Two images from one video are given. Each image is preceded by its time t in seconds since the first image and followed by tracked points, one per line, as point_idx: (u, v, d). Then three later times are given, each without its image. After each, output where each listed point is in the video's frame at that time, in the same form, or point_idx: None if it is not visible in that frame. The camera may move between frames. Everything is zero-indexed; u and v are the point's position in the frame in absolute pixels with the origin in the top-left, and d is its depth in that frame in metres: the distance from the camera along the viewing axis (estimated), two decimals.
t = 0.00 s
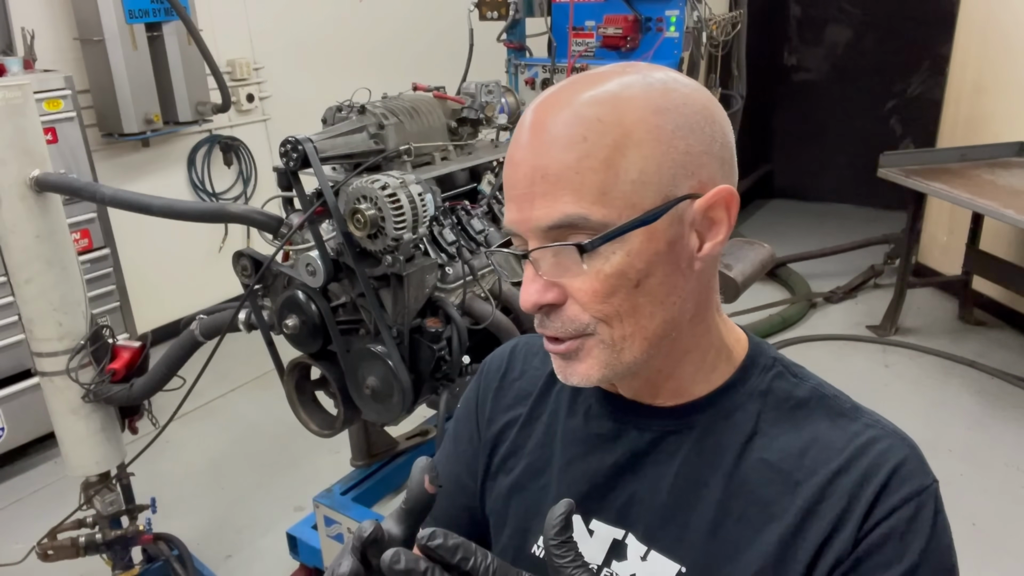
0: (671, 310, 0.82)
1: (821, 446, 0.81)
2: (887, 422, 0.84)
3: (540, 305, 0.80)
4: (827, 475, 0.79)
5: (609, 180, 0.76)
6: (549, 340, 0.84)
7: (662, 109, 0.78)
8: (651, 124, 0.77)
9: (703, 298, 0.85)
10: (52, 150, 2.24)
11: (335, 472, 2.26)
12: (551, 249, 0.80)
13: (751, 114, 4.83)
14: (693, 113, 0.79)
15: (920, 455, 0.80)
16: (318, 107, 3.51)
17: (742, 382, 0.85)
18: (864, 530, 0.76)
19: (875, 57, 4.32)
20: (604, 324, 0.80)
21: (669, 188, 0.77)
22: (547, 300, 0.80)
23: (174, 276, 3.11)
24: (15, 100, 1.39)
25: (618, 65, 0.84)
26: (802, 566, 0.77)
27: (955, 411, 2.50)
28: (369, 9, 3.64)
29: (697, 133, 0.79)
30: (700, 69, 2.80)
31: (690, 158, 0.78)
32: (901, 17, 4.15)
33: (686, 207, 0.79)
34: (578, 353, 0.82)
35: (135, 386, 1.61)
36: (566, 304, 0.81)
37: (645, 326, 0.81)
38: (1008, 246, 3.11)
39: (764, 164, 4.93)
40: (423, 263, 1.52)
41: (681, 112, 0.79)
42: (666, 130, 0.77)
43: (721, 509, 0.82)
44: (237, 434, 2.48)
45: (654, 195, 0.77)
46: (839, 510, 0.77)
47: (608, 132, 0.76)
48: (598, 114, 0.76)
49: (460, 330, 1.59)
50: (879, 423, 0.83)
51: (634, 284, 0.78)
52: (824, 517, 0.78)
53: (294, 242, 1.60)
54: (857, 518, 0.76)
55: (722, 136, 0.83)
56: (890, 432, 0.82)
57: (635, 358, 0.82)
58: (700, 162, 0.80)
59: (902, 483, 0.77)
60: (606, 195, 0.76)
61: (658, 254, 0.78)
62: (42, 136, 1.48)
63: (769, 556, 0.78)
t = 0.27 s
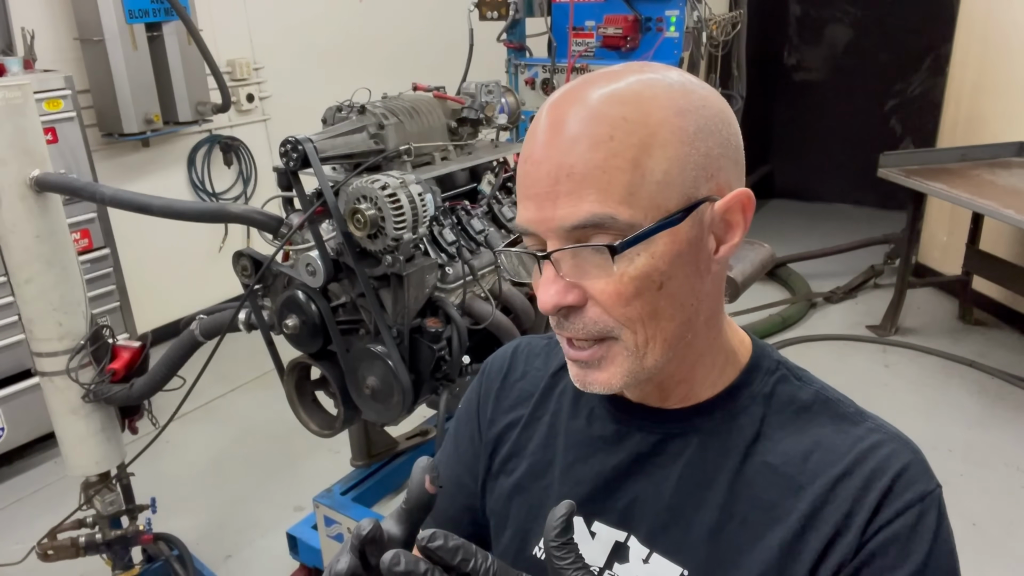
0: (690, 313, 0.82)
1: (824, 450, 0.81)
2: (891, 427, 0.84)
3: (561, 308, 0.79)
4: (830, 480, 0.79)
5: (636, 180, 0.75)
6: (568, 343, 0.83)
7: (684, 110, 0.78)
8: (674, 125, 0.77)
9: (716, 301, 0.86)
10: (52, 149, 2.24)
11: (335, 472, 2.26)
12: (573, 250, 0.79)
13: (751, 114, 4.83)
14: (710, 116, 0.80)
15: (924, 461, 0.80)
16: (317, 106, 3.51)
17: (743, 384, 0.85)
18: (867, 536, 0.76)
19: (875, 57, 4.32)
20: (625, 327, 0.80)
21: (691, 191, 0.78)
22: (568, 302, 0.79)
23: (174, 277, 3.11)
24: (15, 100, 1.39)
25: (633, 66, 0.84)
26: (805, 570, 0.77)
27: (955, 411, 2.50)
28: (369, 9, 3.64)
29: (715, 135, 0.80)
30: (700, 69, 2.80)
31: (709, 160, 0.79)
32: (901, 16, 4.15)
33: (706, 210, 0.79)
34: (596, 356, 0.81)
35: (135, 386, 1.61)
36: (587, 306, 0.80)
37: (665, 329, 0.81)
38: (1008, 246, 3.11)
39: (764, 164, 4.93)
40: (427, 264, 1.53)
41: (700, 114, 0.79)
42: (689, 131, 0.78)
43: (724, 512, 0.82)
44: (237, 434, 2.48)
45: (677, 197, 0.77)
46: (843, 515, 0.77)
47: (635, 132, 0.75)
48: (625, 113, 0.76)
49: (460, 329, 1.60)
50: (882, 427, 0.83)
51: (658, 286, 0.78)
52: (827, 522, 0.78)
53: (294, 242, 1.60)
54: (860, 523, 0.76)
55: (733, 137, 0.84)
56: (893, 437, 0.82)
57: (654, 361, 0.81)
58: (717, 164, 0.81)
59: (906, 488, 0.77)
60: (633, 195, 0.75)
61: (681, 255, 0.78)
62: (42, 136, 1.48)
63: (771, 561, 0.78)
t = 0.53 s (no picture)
0: (718, 298, 0.84)
1: (821, 448, 0.81)
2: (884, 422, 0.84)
3: (611, 274, 0.78)
4: (827, 477, 0.79)
5: (689, 151, 0.79)
6: (605, 319, 0.81)
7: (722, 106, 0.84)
8: (717, 113, 0.82)
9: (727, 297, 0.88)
10: (52, 150, 2.24)
11: (335, 472, 2.26)
12: (625, 216, 0.79)
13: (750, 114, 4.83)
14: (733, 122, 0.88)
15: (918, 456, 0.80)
16: (317, 106, 3.51)
17: (740, 385, 0.85)
18: (865, 532, 0.76)
19: (875, 57, 4.32)
20: (667, 303, 0.79)
21: (726, 177, 0.83)
22: (619, 269, 0.78)
23: (174, 277, 3.11)
24: (15, 100, 1.39)
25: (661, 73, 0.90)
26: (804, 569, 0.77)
27: (955, 411, 2.50)
28: (369, 9, 3.64)
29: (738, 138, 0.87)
30: (700, 69, 2.80)
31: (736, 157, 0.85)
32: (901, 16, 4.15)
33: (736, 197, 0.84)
34: (635, 332, 0.80)
35: (135, 386, 1.61)
36: (633, 277, 0.79)
37: (701, 310, 0.81)
38: (1008, 246, 3.11)
39: (764, 164, 4.93)
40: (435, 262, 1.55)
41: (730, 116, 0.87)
42: (726, 124, 0.84)
43: (722, 514, 0.81)
44: (236, 434, 2.47)
45: (717, 179, 0.81)
46: (840, 512, 0.77)
47: (690, 108, 0.80)
48: (682, 91, 0.80)
49: (460, 330, 1.60)
50: (875, 423, 0.84)
51: (701, 262, 0.80)
52: (825, 519, 0.78)
53: (294, 241, 1.60)
54: (857, 519, 0.76)
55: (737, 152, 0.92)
56: (887, 433, 0.83)
57: (690, 341, 0.81)
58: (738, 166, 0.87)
59: (902, 483, 0.77)
60: (686, 166, 0.79)
61: (721, 234, 0.81)
62: (42, 136, 1.48)
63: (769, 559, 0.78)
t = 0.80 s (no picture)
0: (711, 291, 0.84)
1: (820, 445, 0.82)
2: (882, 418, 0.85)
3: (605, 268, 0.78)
4: (827, 474, 0.79)
5: (673, 144, 0.80)
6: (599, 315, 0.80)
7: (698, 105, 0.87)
8: (695, 109, 0.84)
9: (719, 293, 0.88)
10: (52, 150, 2.24)
11: (335, 472, 2.26)
12: (615, 211, 0.80)
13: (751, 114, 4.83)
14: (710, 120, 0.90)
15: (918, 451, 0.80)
16: (318, 106, 3.51)
17: (738, 385, 0.86)
18: (867, 526, 0.76)
19: (875, 58, 4.32)
20: (663, 297, 0.79)
21: (709, 170, 0.84)
22: (613, 263, 0.78)
23: (174, 277, 3.10)
24: (15, 100, 1.39)
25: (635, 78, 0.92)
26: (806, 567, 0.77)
27: (955, 411, 2.50)
28: (369, 9, 3.64)
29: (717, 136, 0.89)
30: (700, 69, 2.80)
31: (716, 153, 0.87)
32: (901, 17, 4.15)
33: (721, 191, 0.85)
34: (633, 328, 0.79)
35: (135, 386, 1.61)
36: (627, 271, 0.79)
37: (695, 303, 0.81)
38: (1008, 246, 3.11)
39: (765, 164, 4.93)
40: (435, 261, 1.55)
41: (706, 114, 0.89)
42: (705, 121, 0.86)
43: (724, 513, 0.81)
44: (237, 434, 2.47)
45: (700, 172, 0.83)
46: (842, 507, 0.77)
47: (669, 103, 0.82)
48: (660, 88, 0.83)
49: (460, 330, 1.59)
50: (874, 420, 0.84)
51: (693, 254, 0.80)
52: (827, 515, 0.78)
53: (294, 241, 1.60)
54: (859, 514, 0.77)
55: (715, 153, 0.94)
56: (886, 429, 0.83)
57: (686, 336, 0.81)
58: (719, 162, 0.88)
59: (903, 477, 0.77)
60: (671, 157, 0.80)
61: (710, 227, 0.82)
62: (42, 136, 1.48)
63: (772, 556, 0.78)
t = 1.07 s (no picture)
0: (706, 289, 0.84)
1: (818, 451, 0.81)
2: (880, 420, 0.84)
3: (599, 260, 0.78)
4: (827, 481, 0.79)
5: (668, 141, 0.81)
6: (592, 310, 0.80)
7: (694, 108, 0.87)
8: (691, 110, 0.85)
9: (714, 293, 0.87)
10: (52, 150, 2.24)
11: (335, 472, 2.26)
12: (609, 206, 0.80)
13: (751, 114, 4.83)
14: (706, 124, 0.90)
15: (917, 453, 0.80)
16: (318, 106, 3.51)
17: (737, 387, 0.85)
18: (868, 534, 0.76)
19: (875, 57, 4.32)
20: (658, 291, 0.78)
21: (704, 171, 0.84)
22: (606, 255, 0.78)
23: (174, 277, 3.11)
24: (15, 100, 1.39)
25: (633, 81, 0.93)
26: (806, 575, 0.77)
27: (955, 411, 2.50)
28: (369, 8, 3.64)
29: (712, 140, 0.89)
30: (700, 69, 2.80)
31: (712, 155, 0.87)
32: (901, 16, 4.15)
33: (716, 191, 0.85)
34: (626, 323, 0.78)
35: (135, 386, 1.61)
36: (621, 265, 0.79)
37: (690, 300, 0.81)
38: (1008, 246, 3.11)
39: (765, 164, 4.93)
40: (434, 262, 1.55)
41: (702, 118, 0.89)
42: (701, 123, 0.86)
43: (723, 519, 0.82)
44: (237, 434, 2.47)
45: (695, 171, 0.83)
46: (842, 516, 0.77)
47: (666, 102, 0.82)
48: (657, 88, 0.83)
49: (460, 330, 1.59)
50: (873, 422, 0.83)
51: (688, 250, 0.80)
52: (827, 523, 0.78)
53: (294, 241, 1.60)
54: (860, 523, 0.76)
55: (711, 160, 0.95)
56: (885, 432, 0.82)
57: (680, 332, 0.80)
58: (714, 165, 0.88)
59: (903, 484, 0.77)
60: (666, 154, 0.80)
61: (705, 225, 0.82)
62: (42, 136, 1.48)
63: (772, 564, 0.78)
